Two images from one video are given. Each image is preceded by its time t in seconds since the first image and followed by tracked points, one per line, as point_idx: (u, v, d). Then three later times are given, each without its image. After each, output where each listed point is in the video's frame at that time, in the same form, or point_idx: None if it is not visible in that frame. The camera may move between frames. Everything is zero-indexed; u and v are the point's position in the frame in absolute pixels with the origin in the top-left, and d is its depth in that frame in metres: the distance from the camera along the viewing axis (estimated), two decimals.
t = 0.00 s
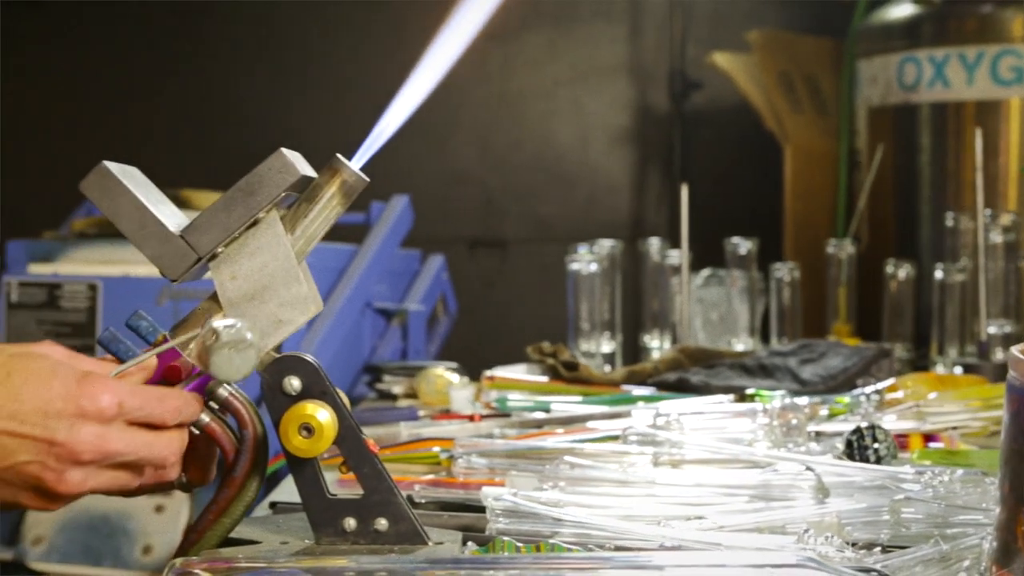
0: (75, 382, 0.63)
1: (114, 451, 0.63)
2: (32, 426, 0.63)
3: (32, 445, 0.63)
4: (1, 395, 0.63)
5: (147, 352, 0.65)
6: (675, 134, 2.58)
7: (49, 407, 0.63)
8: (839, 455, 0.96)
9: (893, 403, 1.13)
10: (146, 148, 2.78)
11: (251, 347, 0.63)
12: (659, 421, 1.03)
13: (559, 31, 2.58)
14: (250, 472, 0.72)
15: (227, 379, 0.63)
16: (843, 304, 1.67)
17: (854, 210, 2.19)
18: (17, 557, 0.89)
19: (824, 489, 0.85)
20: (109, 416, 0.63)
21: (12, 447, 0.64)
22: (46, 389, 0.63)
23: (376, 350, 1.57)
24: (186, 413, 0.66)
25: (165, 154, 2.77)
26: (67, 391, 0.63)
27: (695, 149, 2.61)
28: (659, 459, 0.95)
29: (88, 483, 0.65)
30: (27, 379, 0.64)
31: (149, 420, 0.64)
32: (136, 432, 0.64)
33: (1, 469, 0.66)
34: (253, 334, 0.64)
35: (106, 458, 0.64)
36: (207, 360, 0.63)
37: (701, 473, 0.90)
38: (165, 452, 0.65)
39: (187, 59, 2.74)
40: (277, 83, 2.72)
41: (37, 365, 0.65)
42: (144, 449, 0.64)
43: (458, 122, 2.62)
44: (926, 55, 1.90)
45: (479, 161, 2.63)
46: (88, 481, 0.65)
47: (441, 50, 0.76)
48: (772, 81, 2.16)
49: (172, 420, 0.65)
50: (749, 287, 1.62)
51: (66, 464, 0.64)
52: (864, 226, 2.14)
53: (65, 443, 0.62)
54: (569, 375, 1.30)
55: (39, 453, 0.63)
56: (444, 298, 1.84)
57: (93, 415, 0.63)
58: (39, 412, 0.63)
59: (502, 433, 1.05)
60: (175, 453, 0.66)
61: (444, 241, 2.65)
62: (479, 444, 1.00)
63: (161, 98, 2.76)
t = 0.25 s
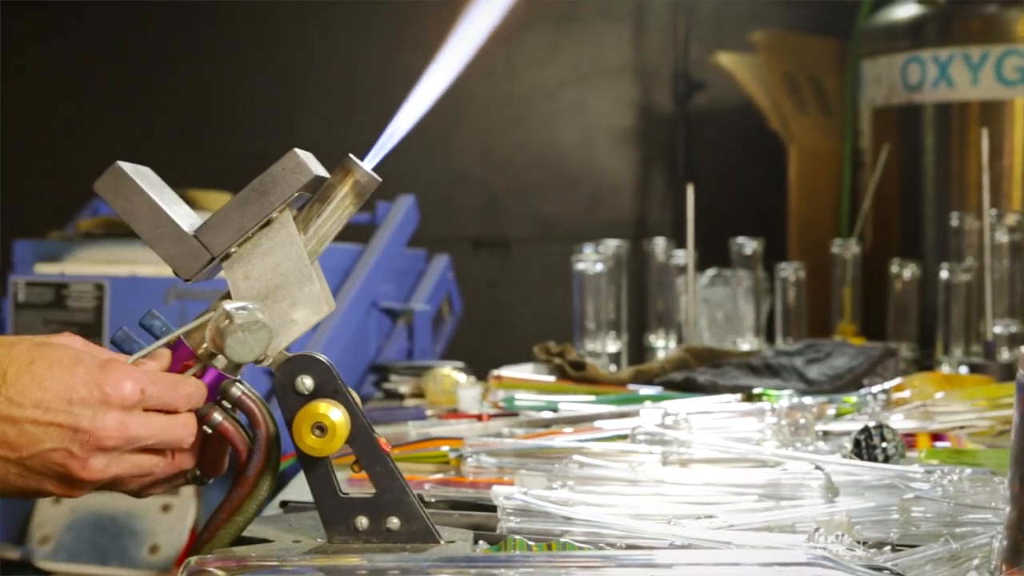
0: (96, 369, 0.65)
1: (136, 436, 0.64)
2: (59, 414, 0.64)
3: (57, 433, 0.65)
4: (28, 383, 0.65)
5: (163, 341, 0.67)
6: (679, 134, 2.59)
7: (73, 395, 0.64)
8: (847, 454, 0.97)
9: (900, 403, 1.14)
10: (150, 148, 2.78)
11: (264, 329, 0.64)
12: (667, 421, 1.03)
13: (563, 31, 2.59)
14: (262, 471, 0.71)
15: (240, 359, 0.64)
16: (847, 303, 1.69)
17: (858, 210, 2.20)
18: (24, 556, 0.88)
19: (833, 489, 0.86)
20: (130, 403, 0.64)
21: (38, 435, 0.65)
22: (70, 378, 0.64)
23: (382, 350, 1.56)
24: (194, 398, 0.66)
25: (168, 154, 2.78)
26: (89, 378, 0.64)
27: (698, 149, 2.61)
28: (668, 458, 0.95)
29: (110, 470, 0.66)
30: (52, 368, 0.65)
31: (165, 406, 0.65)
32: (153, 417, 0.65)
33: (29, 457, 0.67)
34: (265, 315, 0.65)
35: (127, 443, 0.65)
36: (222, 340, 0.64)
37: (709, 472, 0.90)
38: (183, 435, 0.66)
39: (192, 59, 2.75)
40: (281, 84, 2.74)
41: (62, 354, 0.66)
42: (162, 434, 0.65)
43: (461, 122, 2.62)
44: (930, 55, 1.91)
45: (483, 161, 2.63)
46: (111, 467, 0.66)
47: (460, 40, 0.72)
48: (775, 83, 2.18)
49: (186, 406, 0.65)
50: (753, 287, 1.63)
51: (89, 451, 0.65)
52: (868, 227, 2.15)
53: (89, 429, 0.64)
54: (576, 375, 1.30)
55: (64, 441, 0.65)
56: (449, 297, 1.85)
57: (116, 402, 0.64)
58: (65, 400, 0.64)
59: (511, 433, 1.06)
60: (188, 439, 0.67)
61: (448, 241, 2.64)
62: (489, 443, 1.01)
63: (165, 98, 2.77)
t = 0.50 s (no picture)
0: (110, 370, 0.65)
1: (149, 437, 0.64)
2: (73, 414, 0.64)
3: (70, 433, 0.65)
4: (43, 383, 0.65)
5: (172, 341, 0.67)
6: (681, 134, 2.59)
7: (87, 395, 0.64)
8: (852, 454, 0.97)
9: (904, 403, 1.14)
10: (152, 148, 2.79)
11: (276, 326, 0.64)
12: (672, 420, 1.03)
13: (565, 32, 2.59)
14: (270, 470, 0.71)
15: (252, 356, 0.65)
16: (850, 303, 1.69)
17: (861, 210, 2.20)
18: (28, 556, 0.88)
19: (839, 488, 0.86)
20: (143, 404, 0.64)
21: (52, 435, 0.65)
22: (84, 378, 0.64)
23: (386, 350, 1.57)
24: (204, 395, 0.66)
25: (171, 154, 2.78)
26: (102, 378, 0.64)
27: (700, 149, 2.61)
28: (672, 458, 0.95)
29: (124, 470, 0.66)
30: (66, 368, 0.65)
31: (176, 405, 0.65)
32: (165, 417, 0.65)
33: (42, 458, 0.67)
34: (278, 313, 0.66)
35: (139, 444, 0.65)
36: (234, 339, 0.64)
37: (714, 472, 0.91)
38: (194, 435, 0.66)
39: (195, 59, 2.75)
40: (283, 84, 2.74)
41: (75, 355, 0.66)
42: (174, 433, 0.65)
43: (463, 123, 2.62)
44: (932, 55, 1.91)
45: (485, 161, 2.63)
46: (125, 468, 0.66)
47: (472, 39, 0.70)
48: (779, 83, 2.17)
49: (196, 404, 0.66)
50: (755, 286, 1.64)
51: (102, 451, 0.65)
52: (871, 227, 2.15)
53: (102, 430, 0.64)
54: (580, 375, 1.31)
55: (77, 441, 0.65)
56: (452, 298, 1.85)
57: (129, 403, 0.64)
58: (78, 400, 0.64)
59: (515, 432, 1.06)
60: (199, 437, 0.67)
61: (450, 241, 2.65)
62: (493, 443, 1.01)
63: (168, 99, 2.77)
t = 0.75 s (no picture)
0: (118, 369, 0.65)
1: (158, 437, 0.65)
2: (82, 414, 0.65)
3: (79, 434, 0.65)
4: (52, 383, 0.65)
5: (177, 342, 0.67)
6: (682, 134, 2.59)
7: (96, 395, 0.64)
8: (853, 453, 0.97)
9: (906, 403, 1.14)
10: (153, 148, 2.79)
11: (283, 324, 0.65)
12: (672, 420, 1.03)
13: (565, 32, 2.59)
14: (273, 470, 0.71)
15: (258, 356, 0.65)
16: (852, 303, 1.69)
17: (861, 212, 2.21)
18: (30, 555, 0.88)
19: (840, 489, 0.86)
20: (152, 404, 0.64)
21: (60, 436, 0.65)
22: (93, 378, 0.65)
23: (387, 350, 1.57)
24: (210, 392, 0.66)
25: (172, 155, 2.79)
26: (111, 378, 0.64)
27: (700, 149, 2.62)
28: (674, 457, 0.95)
29: (133, 470, 0.66)
30: (75, 368, 0.66)
31: (184, 404, 0.65)
32: (174, 416, 0.65)
33: (50, 458, 0.67)
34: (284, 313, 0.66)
35: (148, 443, 0.65)
36: (241, 339, 0.64)
37: (716, 471, 0.91)
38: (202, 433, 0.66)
39: (195, 59, 2.75)
40: (283, 84, 2.74)
41: (84, 355, 0.66)
42: (181, 432, 0.66)
43: (463, 123, 2.62)
44: (933, 55, 1.92)
45: (486, 161, 2.63)
46: (134, 468, 0.67)
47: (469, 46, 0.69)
48: (779, 84, 2.18)
49: (204, 402, 0.66)
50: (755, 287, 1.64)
51: (111, 451, 0.65)
52: (872, 227, 2.16)
53: (112, 429, 0.64)
54: (582, 374, 1.31)
55: (86, 442, 0.65)
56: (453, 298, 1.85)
57: (138, 403, 0.64)
58: (87, 400, 0.64)
59: (517, 432, 1.06)
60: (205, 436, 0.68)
61: (450, 241, 2.65)
62: (495, 442, 1.01)
63: (168, 99, 2.78)
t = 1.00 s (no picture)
0: (122, 369, 0.65)
1: (161, 436, 0.65)
2: (86, 413, 0.65)
3: (83, 433, 0.65)
4: (56, 383, 0.65)
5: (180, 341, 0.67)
6: (683, 134, 2.59)
7: (100, 394, 0.64)
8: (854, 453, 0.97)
9: (907, 403, 1.14)
10: (153, 149, 2.79)
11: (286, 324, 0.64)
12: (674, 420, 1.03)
13: (565, 32, 2.59)
14: (275, 470, 0.71)
15: (262, 354, 0.65)
16: (853, 303, 1.70)
17: (861, 213, 2.21)
18: (31, 555, 0.89)
19: (841, 489, 0.86)
20: (155, 403, 0.64)
21: (65, 435, 0.65)
22: (97, 377, 0.65)
23: (388, 350, 1.57)
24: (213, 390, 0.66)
25: (172, 155, 2.79)
26: (115, 378, 0.64)
27: (701, 149, 2.62)
28: (676, 457, 0.95)
29: (137, 470, 0.66)
30: (79, 368, 0.66)
31: (187, 403, 0.65)
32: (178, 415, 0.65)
33: (54, 458, 0.67)
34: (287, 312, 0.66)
35: (151, 442, 0.65)
36: (244, 338, 0.64)
37: (718, 471, 0.91)
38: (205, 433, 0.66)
39: (196, 60, 2.76)
40: (284, 85, 2.74)
41: (88, 355, 0.66)
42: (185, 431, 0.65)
43: (464, 123, 2.62)
44: (934, 55, 1.92)
45: (486, 161, 2.63)
46: (138, 468, 0.66)
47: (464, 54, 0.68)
48: (779, 84, 2.18)
49: (207, 400, 0.66)
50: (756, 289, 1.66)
51: (115, 450, 0.65)
52: (873, 227, 2.16)
53: (116, 429, 0.64)
54: (583, 374, 1.31)
55: (90, 441, 0.65)
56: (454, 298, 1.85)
57: (142, 402, 0.64)
58: (92, 399, 0.65)
59: (518, 432, 1.06)
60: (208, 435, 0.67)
61: (451, 241, 2.65)
62: (497, 442, 1.01)
63: (169, 99, 2.78)
